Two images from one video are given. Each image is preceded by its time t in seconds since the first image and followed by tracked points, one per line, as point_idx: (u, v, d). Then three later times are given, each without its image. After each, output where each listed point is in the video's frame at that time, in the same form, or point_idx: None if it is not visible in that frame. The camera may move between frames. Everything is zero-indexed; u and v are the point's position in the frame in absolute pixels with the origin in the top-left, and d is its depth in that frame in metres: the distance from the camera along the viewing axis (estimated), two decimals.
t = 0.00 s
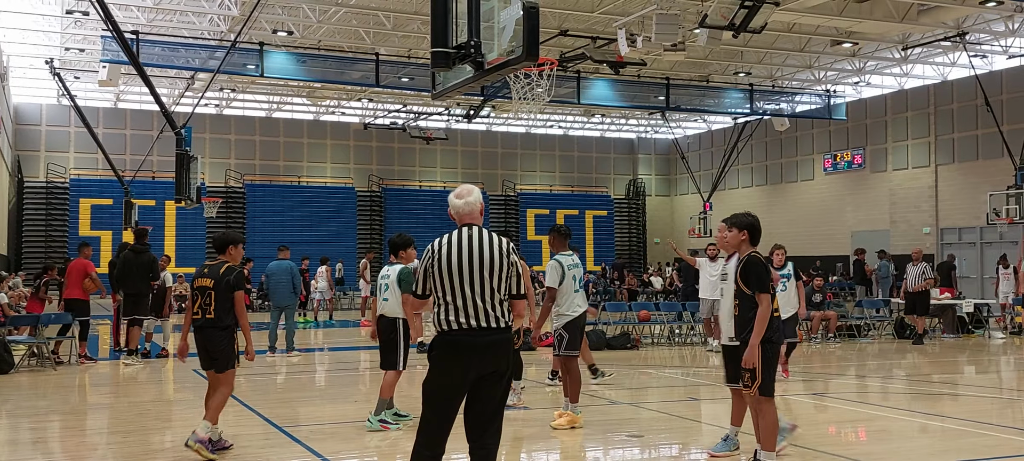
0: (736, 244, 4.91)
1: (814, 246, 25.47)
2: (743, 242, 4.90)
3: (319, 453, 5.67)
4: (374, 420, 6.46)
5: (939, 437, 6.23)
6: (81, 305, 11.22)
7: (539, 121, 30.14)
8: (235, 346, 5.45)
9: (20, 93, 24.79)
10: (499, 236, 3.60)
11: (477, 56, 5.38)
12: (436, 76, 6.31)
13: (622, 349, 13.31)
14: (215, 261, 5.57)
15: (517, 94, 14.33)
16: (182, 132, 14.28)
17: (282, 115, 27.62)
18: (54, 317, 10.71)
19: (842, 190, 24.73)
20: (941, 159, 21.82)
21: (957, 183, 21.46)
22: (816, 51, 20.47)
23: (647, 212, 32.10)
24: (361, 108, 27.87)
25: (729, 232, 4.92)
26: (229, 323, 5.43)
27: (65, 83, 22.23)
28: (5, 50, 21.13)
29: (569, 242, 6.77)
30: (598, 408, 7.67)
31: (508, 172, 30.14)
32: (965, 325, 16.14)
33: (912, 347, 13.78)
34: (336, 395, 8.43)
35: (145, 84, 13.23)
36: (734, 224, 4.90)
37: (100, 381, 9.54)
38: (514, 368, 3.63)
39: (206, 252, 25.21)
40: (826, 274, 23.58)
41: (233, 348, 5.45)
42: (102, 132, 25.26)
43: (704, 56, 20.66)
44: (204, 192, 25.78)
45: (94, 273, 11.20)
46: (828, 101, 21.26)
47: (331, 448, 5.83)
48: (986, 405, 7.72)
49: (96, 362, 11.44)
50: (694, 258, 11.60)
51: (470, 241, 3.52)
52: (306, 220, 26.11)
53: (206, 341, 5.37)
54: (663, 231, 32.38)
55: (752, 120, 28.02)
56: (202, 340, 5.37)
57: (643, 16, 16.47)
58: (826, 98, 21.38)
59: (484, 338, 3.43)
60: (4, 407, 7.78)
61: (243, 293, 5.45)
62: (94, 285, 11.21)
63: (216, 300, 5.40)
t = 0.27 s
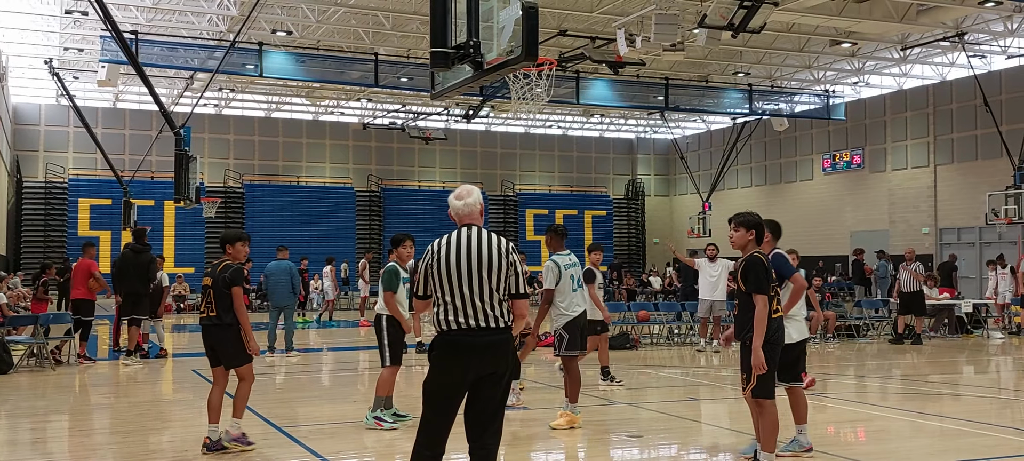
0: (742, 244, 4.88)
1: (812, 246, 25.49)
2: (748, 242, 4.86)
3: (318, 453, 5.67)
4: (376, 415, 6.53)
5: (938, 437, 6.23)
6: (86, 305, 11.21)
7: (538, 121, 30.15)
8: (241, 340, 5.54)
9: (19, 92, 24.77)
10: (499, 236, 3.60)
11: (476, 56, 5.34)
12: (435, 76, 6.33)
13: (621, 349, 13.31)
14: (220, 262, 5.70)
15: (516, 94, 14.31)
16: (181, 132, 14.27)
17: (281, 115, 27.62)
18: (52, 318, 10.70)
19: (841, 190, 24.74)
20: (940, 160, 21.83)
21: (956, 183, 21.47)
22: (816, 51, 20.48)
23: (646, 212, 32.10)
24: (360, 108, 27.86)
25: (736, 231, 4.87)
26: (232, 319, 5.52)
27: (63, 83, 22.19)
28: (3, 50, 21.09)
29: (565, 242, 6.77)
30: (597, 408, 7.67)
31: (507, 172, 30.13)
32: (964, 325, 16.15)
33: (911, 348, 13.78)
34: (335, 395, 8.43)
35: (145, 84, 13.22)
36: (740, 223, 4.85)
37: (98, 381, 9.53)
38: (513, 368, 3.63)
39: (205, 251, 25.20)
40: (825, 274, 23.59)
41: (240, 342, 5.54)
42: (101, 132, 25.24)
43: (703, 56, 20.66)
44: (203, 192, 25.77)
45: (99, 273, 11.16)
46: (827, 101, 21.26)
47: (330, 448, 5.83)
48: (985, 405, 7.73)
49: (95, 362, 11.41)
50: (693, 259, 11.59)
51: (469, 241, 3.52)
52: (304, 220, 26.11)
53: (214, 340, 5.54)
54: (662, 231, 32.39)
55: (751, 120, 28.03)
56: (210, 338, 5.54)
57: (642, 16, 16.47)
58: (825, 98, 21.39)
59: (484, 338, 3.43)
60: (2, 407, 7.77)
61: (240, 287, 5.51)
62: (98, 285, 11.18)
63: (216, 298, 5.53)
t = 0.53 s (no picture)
0: (743, 244, 4.88)
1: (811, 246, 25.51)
2: (751, 242, 4.86)
3: (316, 453, 5.66)
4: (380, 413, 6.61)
5: (936, 437, 6.24)
6: (88, 305, 11.19)
7: (537, 121, 30.17)
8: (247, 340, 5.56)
9: (18, 92, 24.74)
10: (499, 236, 3.60)
11: (474, 56, 5.37)
12: (434, 77, 6.33)
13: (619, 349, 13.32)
14: (228, 262, 5.73)
15: (515, 94, 14.31)
16: (180, 131, 14.27)
17: (280, 115, 27.60)
18: (52, 317, 10.68)
19: (839, 190, 24.76)
20: (939, 160, 21.84)
21: (954, 183, 21.50)
22: (814, 51, 20.50)
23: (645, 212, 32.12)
24: (359, 108, 27.86)
25: (738, 231, 4.87)
26: (238, 319, 5.55)
27: (62, 83, 22.17)
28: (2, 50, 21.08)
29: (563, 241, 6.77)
30: (596, 408, 7.67)
31: (506, 172, 30.13)
32: (962, 325, 16.17)
33: (909, 348, 13.80)
34: (333, 395, 8.43)
35: (143, 84, 13.21)
36: (740, 224, 4.86)
37: (97, 381, 9.52)
38: (513, 368, 3.63)
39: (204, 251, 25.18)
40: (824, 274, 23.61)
41: (245, 342, 5.56)
42: (99, 132, 25.21)
43: (702, 56, 20.68)
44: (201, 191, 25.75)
45: (101, 272, 11.18)
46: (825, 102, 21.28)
47: (328, 448, 5.83)
48: (983, 405, 7.74)
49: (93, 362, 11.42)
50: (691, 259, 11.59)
51: (470, 242, 3.52)
52: (302, 220, 26.10)
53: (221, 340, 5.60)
54: (660, 232, 32.42)
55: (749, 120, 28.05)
56: (217, 339, 5.58)
57: (641, 16, 16.49)
58: (824, 98, 21.42)
59: (483, 338, 3.43)
60: None
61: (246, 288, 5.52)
62: (100, 284, 11.16)
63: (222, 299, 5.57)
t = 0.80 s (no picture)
0: (744, 244, 4.87)
1: (809, 246, 25.52)
2: (752, 242, 4.85)
3: (315, 453, 5.65)
4: (380, 413, 6.62)
5: (934, 437, 6.24)
6: (87, 305, 11.18)
7: (536, 121, 30.18)
8: (255, 339, 5.65)
9: (16, 92, 24.72)
10: (498, 236, 3.59)
11: (473, 56, 5.40)
12: (432, 76, 6.32)
13: (618, 350, 13.32)
14: (235, 261, 5.76)
15: (514, 94, 14.31)
16: (178, 131, 14.26)
17: (278, 115, 27.59)
18: (50, 317, 10.65)
19: (838, 190, 24.77)
20: (938, 160, 21.86)
21: (952, 183, 21.51)
22: (813, 51, 20.51)
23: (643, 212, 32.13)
24: (358, 108, 27.85)
25: (738, 231, 4.86)
26: (246, 319, 5.62)
27: (60, 82, 22.16)
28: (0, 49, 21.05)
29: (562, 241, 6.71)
30: (594, 408, 7.67)
31: (505, 172, 30.12)
32: (961, 325, 16.18)
33: (908, 348, 13.80)
34: (332, 395, 8.42)
35: (142, 83, 13.18)
36: (741, 223, 4.84)
37: (95, 381, 9.51)
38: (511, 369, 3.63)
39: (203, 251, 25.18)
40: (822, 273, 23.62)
41: (253, 341, 5.64)
42: (98, 131, 25.18)
43: (701, 56, 20.67)
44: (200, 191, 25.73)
45: (98, 272, 11.14)
46: (824, 102, 21.28)
47: (327, 448, 5.82)
48: (982, 405, 7.74)
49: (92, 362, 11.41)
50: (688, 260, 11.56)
51: (469, 242, 3.52)
52: (301, 220, 26.09)
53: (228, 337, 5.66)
54: (659, 232, 32.42)
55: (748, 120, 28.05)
56: (225, 337, 5.63)
57: (640, 16, 16.49)
58: (822, 98, 21.43)
59: (482, 338, 3.43)
60: None
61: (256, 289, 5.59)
62: (98, 285, 11.12)
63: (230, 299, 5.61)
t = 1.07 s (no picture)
0: (740, 243, 4.86)
1: (807, 246, 25.55)
2: (747, 241, 4.85)
3: (313, 453, 5.65)
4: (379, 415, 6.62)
5: (931, 437, 6.25)
6: (85, 305, 11.17)
7: (534, 121, 30.19)
8: (256, 340, 5.65)
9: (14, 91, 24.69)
10: (495, 237, 3.59)
11: (472, 56, 5.38)
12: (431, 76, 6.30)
13: (616, 350, 13.33)
14: (238, 260, 5.76)
15: (513, 94, 14.32)
16: (177, 131, 14.24)
17: (276, 115, 27.57)
18: (47, 317, 10.65)
19: (836, 191, 24.79)
20: (936, 160, 21.88)
21: (950, 183, 21.53)
22: (812, 52, 20.53)
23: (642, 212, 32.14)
24: (356, 108, 27.84)
25: (733, 232, 4.86)
26: (248, 319, 5.64)
27: (59, 82, 22.13)
28: None
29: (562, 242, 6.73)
30: (592, 408, 7.68)
31: (503, 172, 30.11)
32: (959, 325, 16.20)
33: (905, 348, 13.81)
34: (330, 395, 8.43)
35: (140, 83, 13.16)
36: (736, 224, 4.85)
37: (93, 381, 9.51)
38: (509, 369, 3.63)
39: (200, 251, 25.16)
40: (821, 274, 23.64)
41: (253, 342, 5.64)
42: (96, 131, 25.15)
43: (700, 57, 20.68)
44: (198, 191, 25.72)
45: (95, 272, 11.11)
46: (822, 102, 21.30)
47: (325, 448, 5.83)
48: (979, 406, 7.75)
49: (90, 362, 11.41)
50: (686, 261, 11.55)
51: (466, 243, 3.51)
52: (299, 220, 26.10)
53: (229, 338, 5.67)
54: (657, 232, 32.44)
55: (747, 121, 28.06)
56: (226, 338, 5.64)
57: (639, 16, 16.49)
58: (821, 99, 21.45)
59: (480, 339, 3.42)
60: None
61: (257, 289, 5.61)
62: (95, 284, 11.09)
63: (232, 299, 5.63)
